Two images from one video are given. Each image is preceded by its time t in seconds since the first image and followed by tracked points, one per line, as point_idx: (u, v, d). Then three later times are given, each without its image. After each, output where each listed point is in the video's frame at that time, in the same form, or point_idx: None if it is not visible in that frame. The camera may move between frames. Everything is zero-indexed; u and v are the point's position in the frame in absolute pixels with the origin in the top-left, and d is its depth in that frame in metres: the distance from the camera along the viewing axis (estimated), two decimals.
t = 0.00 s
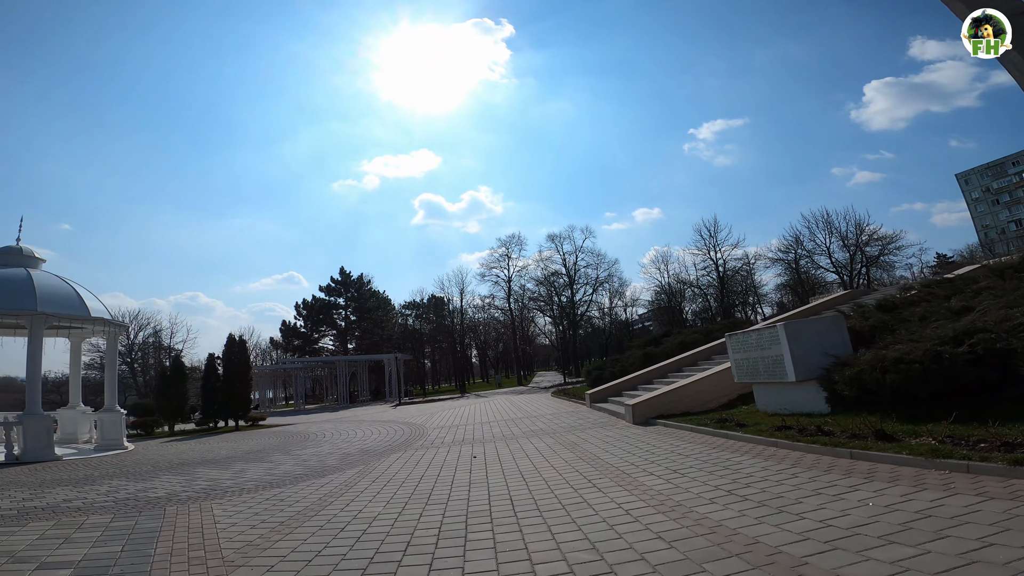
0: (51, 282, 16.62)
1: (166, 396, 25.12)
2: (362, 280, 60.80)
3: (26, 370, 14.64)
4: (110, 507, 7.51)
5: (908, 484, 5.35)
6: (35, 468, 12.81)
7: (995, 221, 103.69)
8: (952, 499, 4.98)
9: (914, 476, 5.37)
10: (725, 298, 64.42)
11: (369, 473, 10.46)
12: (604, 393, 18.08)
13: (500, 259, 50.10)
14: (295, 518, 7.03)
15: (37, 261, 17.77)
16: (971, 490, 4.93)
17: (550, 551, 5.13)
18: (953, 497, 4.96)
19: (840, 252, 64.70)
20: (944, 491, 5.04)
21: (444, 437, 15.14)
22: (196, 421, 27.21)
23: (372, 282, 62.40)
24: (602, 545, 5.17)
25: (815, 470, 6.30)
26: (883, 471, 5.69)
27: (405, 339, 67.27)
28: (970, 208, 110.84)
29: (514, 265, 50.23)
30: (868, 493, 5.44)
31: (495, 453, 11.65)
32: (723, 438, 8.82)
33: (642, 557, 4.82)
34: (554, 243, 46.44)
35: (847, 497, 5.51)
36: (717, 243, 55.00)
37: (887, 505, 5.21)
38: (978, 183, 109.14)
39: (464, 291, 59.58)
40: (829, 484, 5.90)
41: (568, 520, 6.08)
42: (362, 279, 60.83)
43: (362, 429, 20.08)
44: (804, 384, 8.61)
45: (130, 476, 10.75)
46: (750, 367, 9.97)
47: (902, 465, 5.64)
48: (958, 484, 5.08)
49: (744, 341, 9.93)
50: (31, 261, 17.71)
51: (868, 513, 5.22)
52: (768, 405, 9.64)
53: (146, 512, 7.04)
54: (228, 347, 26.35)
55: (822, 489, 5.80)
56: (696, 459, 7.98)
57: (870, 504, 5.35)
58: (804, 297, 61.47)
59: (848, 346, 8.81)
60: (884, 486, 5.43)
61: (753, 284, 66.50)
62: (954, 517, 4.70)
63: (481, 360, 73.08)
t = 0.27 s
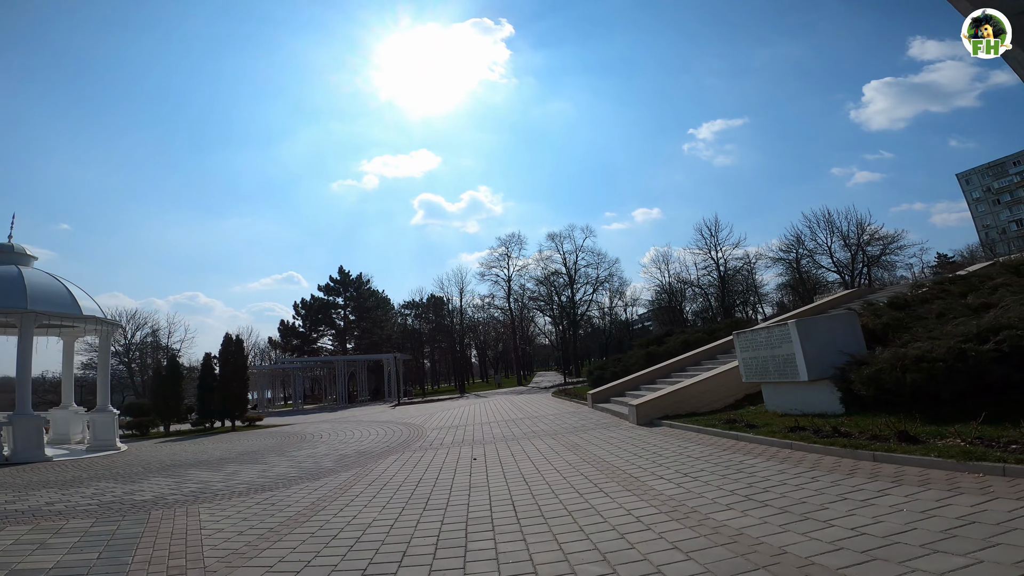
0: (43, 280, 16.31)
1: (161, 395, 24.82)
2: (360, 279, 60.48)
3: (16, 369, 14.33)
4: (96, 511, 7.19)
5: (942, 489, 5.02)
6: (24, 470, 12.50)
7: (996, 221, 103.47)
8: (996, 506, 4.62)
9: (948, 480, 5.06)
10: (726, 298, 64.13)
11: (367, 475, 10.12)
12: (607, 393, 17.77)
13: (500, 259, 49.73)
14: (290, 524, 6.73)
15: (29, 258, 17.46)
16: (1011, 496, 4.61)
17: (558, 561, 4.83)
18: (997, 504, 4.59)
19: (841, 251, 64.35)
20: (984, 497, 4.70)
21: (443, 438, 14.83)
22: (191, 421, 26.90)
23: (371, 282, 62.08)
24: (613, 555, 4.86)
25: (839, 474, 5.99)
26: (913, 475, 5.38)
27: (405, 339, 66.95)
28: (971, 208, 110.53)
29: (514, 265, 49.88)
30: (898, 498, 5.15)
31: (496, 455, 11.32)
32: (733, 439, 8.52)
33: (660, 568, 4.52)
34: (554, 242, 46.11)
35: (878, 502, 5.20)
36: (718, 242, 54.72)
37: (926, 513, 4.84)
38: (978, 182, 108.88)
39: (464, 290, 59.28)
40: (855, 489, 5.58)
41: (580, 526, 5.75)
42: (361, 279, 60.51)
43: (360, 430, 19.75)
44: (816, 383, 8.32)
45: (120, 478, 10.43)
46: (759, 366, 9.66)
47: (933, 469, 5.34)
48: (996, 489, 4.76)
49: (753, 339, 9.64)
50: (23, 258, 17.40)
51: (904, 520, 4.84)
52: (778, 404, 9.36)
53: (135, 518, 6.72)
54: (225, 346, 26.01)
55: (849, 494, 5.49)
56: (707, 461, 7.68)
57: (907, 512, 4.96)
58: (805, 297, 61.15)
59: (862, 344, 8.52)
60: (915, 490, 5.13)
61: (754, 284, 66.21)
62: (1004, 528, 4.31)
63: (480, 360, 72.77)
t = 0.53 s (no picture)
0: (29, 277, 15.91)
1: (153, 395, 24.41)
2: (358, 279, 60.06)
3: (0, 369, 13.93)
4: (73, 518, 6.81)
5: (982, 495, 4.65)
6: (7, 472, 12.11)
7: (995, 221, 103.29)
8: None
9: (987, 485, 4.69)
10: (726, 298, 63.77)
11: (360, 479, 9.73)
12: (608, 394, 17.39)
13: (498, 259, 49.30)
14: (276, 532, 6.33)
15: (17, 255, 17.06)
16: None
17: None
18: None
19: (842, 252, 64.08)
20: None
21: (440, 439, 14.46)
22: (185, 421, 26.48)
23: (368, 282, 61.65)
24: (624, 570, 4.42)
25: (864, 480, 5.61)
26: (947, 480, 5.01)
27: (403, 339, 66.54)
28: (970, 208, 110.29)
29: (512, 264, 49.45)
30: (934, 505, 4.77)
31: (495, 457, 10.91)
32: (744, 442, 8.16)
33: None
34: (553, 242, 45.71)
35: (916, 510, 4.79)
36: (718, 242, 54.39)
37: (967, 519, 4.44)
38: (978, 183, 108.64)
39: (462, 290, 58.91)
40: (884, 496, 5.20)
41: (586, 535, 5.34)
42: (358, 279, 60.09)
43: (355, 431, 19.37)
44: (830, 383, 7.98)
45: (103, 481, 10.04)
46: (767, 366, 9.32)
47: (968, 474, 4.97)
48: None
49: (762, 338, 9.29)
50: (10, 255, 16.99)
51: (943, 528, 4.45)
52: (788, 405, 9.01)
53: (113, 528, 6.34)
54: (219, 346, 25.58)
55: (879, 501, 5.11)
56: (718, 464, 7.28)
57: (946, 519, 4.57)
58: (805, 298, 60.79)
59: (877, 343, 8.18)
60: (953, 497, 4.75)
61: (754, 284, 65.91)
62: None
63: (479, 360, 72.38)
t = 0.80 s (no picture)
0: (18, 275, 15.56)
1: (147, 396, 24.05)
2: (356, 278, 59.72)
3: None
4: (52, 526, 6.45)
5: None
6: None
7: (994, 221, 103.27)
8: None
9: None
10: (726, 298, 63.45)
11: (355, 484, 9.35)
12: (609, 395, 17.07)
13: (498, 258, 48.91)
14: (268, 539, 5.97)
15: (6, 254, 16.72)
16: None
17: None
18: None
19: (842, 251, 63.81)
20: None
21: (437, 441, 14.12)
22: (179, 422, 26.12)
23: (366, 281, 61.32)
24: None
25: (891, 486, 5.23)
26: (983, 487, 4.68)
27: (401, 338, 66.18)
28: (969, 208, 110.24)
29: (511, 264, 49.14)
30: (976, 515, 4.39)
31: (494, 461, 10.53)
32: (754, 445, 7.84)
33: None
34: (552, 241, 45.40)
35: (958, 518, 4.37)
36: (718, 241, 54.15)
37: (1015, 529, 4.06)
38: (976, 183, 108.66)
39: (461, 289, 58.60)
40: (917, 503, 4.82)
41: (594, 548, 4.96)
42: (357, 278, 59.75)
43: (352, 432, 19.03)
44: (846, 385, 7.71)
45: (89, 485, 9.70)
46: (777, 367, 9.04)
47: (1006, 481, 4.65)
48: None
49: (772, 338, 8.97)
50: None
51: (990, 538, 4.05)
52: (800, 407, 8.71)
53: (93, 536, 5.98)
54: (214, 346, 25.21)
55: (911, 510, 4.73)
56: (731, 471, 6.91)
57: (992, 529, 4.16)
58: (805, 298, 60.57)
59: (893, 343, 7.86)
60: (996, 506, 4.41)
61: (753, 283, 65.70)
62: None
63: (477, 360, 72.03)
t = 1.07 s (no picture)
0: (9, 271, 15.26)
1: (144, 396, 23.76)
2: (357, 278, 59.44)
3: None
4: (35, 530, 6.13)
5: None
6: None
7: (997, 220, 102.78)
8: None
9: None
10: (728, 298, 63.02)
11: (353, 485, 9.01)
12: (613, 394, 16.73)
13: (499, 257, 48.58)
14: (259, 545, 5.61)
15: None
16: None
17: None
18: None
19: (845, 250, 63.34)
20: None
21: (439, 441, 13.81)
22: (176, 422, 25.85)
23: (366, 281, 61.05)
24: None
25: (929, 488, 4.92)
26: None
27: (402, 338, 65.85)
28: (972, 207, 109.71)
29: (513, 263, 48.83)
30: None
31: (497, 462, 10.17)
32: (770, 445, 7.53)
33: None
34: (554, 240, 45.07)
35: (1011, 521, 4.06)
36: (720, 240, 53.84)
37: None
38: (978, 182, 108.24)
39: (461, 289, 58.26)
40: (963, 505, 4.51)
41: (609, 556, 4.64)
42: (357, 277, 59.47)
43: (351, 432, 18.70)
44: (866, 381, 7.42)
45: (78, 486, 9.37)
46: (792, 363, 8.72)
47: None
48: None
49: (787, 333, 8.68)
50: None
51: None
52: (815, 405, 8.41)
53: (77, 542, 5.67)
54: (212, 345, 24.88)
55: (958, 513, 4.43)
56: (749, 472, 6.56)
57: None
58: (808, 297, 60.16)
59: (915, 340, 7.54)
60: None
61: (756, 283, 65.31)
62: None
63: (478, 360, 71.66)
